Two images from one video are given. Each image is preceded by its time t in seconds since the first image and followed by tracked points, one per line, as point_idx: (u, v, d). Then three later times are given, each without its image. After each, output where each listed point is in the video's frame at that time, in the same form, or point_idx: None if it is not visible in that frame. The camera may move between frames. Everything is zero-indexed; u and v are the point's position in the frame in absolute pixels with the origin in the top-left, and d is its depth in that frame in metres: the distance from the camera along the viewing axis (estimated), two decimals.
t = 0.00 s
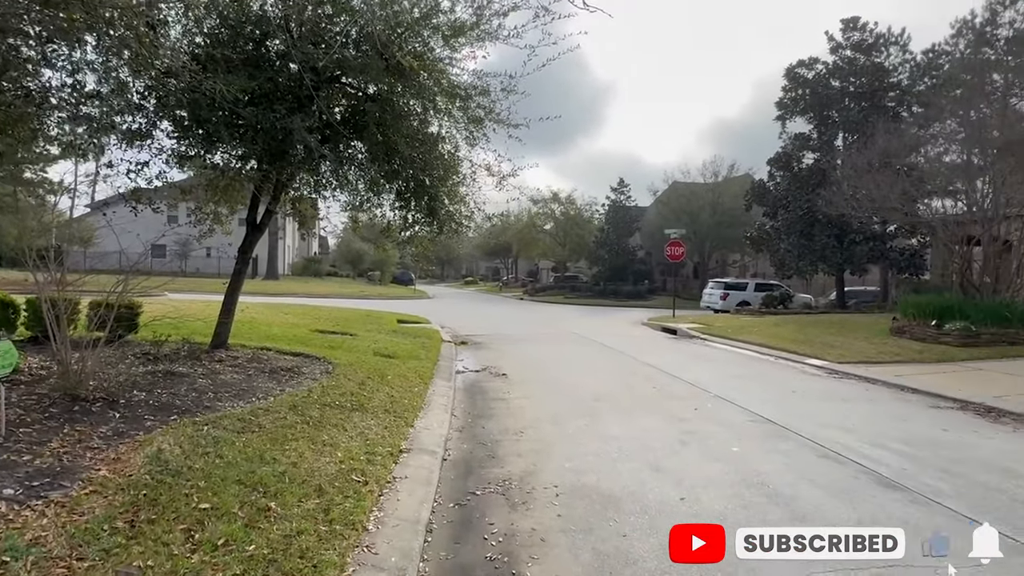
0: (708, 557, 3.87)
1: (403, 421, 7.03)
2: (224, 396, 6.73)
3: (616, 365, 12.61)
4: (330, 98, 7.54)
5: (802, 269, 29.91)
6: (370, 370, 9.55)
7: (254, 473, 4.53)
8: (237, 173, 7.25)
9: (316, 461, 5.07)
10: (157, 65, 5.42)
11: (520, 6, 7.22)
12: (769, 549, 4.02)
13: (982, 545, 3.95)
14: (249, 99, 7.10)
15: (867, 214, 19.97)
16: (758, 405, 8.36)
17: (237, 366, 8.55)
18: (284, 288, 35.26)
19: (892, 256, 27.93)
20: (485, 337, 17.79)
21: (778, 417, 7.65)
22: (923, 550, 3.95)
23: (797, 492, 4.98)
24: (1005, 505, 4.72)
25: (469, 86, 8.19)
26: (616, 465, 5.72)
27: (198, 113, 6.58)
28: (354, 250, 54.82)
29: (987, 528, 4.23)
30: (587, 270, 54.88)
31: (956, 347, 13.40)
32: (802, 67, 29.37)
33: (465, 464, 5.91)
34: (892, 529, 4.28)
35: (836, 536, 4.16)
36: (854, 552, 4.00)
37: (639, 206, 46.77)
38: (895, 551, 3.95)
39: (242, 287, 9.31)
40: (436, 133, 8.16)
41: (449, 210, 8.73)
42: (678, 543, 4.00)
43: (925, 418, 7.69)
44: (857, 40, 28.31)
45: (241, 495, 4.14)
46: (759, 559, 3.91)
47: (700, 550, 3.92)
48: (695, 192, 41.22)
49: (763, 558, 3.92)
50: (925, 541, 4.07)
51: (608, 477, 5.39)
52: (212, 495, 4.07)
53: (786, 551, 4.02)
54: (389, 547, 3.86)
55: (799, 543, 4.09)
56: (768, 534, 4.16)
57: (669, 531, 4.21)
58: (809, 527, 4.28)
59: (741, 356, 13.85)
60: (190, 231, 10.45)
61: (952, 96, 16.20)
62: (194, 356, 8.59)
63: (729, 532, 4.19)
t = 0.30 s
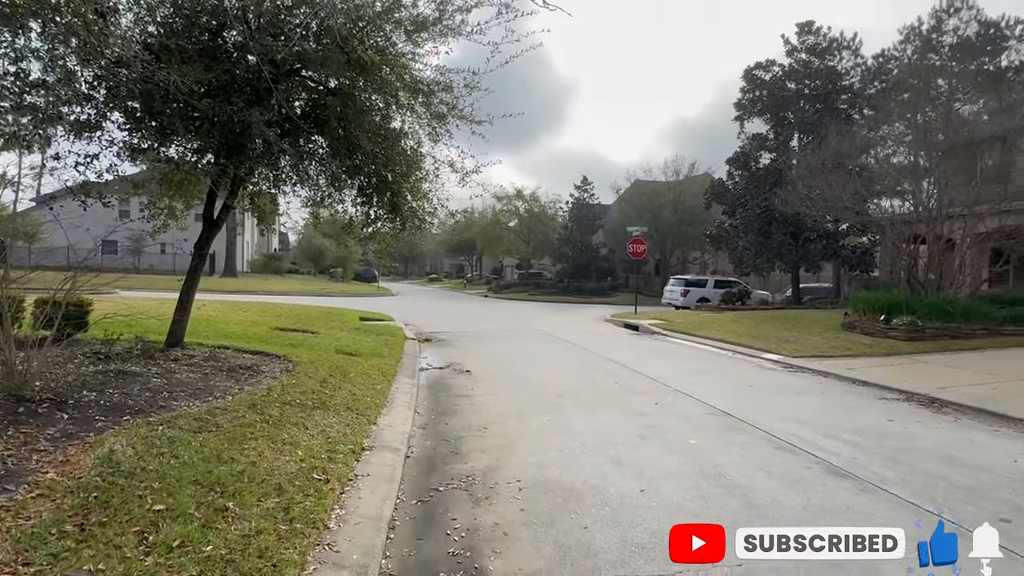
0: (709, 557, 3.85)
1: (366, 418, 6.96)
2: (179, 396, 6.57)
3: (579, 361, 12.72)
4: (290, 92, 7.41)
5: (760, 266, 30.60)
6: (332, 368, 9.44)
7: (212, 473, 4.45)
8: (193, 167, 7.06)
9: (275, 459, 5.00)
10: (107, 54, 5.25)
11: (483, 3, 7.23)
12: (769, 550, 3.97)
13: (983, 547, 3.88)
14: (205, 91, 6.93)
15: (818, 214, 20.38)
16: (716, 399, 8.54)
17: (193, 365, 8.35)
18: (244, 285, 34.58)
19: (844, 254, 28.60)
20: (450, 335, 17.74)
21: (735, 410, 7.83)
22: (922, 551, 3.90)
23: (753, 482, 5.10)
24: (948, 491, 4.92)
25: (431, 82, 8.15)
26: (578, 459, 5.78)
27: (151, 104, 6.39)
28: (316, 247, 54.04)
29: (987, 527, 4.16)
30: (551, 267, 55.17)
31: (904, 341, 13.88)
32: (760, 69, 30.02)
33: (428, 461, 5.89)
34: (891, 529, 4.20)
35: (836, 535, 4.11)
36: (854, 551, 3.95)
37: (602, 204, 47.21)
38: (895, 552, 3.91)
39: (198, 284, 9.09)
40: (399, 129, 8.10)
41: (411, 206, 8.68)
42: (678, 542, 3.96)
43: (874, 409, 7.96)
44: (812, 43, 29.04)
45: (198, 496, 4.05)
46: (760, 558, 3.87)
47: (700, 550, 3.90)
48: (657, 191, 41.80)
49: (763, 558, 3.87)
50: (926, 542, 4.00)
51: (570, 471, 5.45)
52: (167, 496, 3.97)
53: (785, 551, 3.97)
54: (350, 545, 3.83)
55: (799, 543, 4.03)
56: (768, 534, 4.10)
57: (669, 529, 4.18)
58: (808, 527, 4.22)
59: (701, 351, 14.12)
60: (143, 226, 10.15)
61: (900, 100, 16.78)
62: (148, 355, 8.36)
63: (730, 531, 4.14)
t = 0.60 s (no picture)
0: (709, 557, 3.79)
1: (329, 418, 6.87)
2: (135, 398, 6.39)
3: (545, 357, 12.78)
4: (250, 86, 7.27)
5: (722, 264, 31.17)
6: (294, 368, 9.29)
7: (168, 476, 4.35)
8: (149, 162, 6.88)
9: (236, 461, 4.91)
10: (56, 44, 5.08)
11: None
12: (769, 549, 3.91)
13: (983, 547, 3.85)
14: (160, 84, 6.75)
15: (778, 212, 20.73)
16: (678, 394, 8.67)
17: (150, 365, 8.13)
18: (203, 284, 33.81)
19: (802, 251, 29.31)
20: (415, 333, 17.65)
21: (697, 405, 7.96)
22: (922, 550, 3.86)
23: (713, 475, 5.21)
24: (898, 480, 5.10)
25: (395, 79, 8.09)
26: (542, 455, 5.81)
27: (103, 97, 6.20)
28: (279, 244, 53.12)
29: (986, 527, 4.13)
30: (517, 265, 55.29)
31: (858, 337, 14.31)
32: (722, 70, 30.50)
33: (392, 460, 5.86)
34: (891, 528, 4.17)
35: (836, 535, 4.06)
36: (855, 551, 3.90)
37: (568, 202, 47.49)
38: (896, 552, 3.86)
39: (154, 283, 8.87)
40: (363, 125, 8.01)
41: (376, 204, 8.61)
42: (678, 542, 3.91)
43: (829, 402, 8.20)
44: (771, 46, 29.65)
45: (154, 499, 3.96)
46: (760, 558, 3.81)
47: (700, 550, 3.84)
48: (622, 189, 42.22)
49: (765, 557, 3.82)
50: (925, 541, 3.98)
51: (534, 467, 5.47)
52: (121, 500, 3.88)
53: (786, 551, 3.91)
54: (313, 546, 3.79)
55: (799, 543, 3.98)
56: (768, 535, 4.05)
57: (668, 529, 4.12)
58: (808, 527, 4.17)
59: (664, 348, 14.33)
60: (96, 222, 9.85)
61: (855, 102, 17.28)
62: (101, 356, 8.12)
63: (729, 531, 4.09)
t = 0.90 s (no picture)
0: (710, 557, 3.73)
1: (298, 418, 6.78)
2: (95, 400, 6.22)
3: (515, 355, 12.78)
4: (215, 81, 7.13)
5: (690, 262, 31.54)
6: (261, 368, 9.14)
7: (131, 479, 4.25)
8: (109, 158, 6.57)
9: (202, 463, 4.82)
10: (9, 36, 4.91)
11: None
12: (769, 549, 3.84)
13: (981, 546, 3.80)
14: (120, 78, 6.58)
15: (744, 211, 21.10)
16: (648, 390, 8.76)
17: (110, 366, 7.91)
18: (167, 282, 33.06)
19: (768, 250, 29.79)
20: (386, 332, 17.52)
21: (665, 401, 8.05)
22: (923, 550, 3.81)
23: (681, 469, 5.27)
24: (858, 471, 5.23)
25: (365, 75, 8.00)
26: (513, 453, 5.81)
27: (60, 90, 6.01)
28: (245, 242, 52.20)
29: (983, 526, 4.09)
30: (489, 263, 55.23)
31: (821, 333, 14.63)
32: (690, 71, 30.86)
33: (362, 460, 5.81)
34: (891, 528, 4.12)
35: (835, 535, 4.00)
36: (855, 551, 3.84)
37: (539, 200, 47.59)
38: (897, 552, 3.80)
39: (115, 281, 8.65)
40: (331, 122, 7.90)
41: (345, 201, 8.52)
42: (678, 542, 3.85)
43: (793, 397, 8.37)
44: (738, 48, 30.10)
45: (115, 504, 3.87)
46: (761, 559, 3.74)
47: (701, 550, 3.78)
48: (593, 188, 42.46)
49: (765, 557, 3.75)
50: (926, 540, 3.92)
51: (505, 465, 5.48)
52: (80, 505, 3.77)
53: (786, 551, 3.84)
54: (281, 547, 3.73)
55: (799, 543, 3.92)
56: (767, 534, 3.98)
57: (668, 529, 4.06)
58: (807, 526, 4.11)
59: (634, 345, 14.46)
60: (54, 220, 9.56)
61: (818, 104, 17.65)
62: (58, 357, 7.88)
63: (730, 531, 4.04)
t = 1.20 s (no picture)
0: (709, 557, 3.71)
1: (271, 420, 6.69)
2: (59, 403, 6.07)
3: (491, 354, 12.76)
4: (184, 77, 7.00)
5: (665, 261, 31.81)
6: (234, 368, 9.01)
7: (97, 484, 4.16)
8: (76, 154, 6.37)
9: (172, 466, 4.73)
10: None
11: None
12: (769, 549, 3.81)
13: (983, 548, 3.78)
14: (85, 73, 6.42)
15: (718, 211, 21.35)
16: (623, 388, 8.82)
17: (77, 369, 7.72)
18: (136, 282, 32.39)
19: (741, 249, 30.16)
20: (361, 331, 17.38)
21: (640, 399, 8.11)
22: (922, 550, 3.77)
23: (655, 466, 5.31)
24: (827, 465, 5.32)
25: (338, 72, 7.91)
26: (488, 452, 5.81)
27: (21, 85, 5.84)
28: (217, 241, 51.35)
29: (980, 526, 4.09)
30: (465, 262, 55.09)
31: (792, 330, 14.87)
32: (664, 71, 31.11)
33: (337, 460, 5.76)
34: (891, 528, 4.07)
35: (834, 534, 3.96)
36: (855, 551, 3.80)
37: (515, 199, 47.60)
38: (897, 552, 3.76)
39: (81, 281, 8.45)
40: (304, 119, 7.80)
41: (319, 200, 8.42)
42: (678, 542, 3.84)
43: (764, 393, 8.50)
44: (711, 49, 30.43)
45: (81, 509, 3.78)
46: (761, 558, 3.72)
47: (700, 550, 3.77)
48: (569, 187, 42.60)
49: (765, 557, 3.73)
50: (926, 540, 3.88)
51: (480, 464, 5.47)
52: (44, 511, 3.68)
53: (786, 550, 3.81)
54: (254, 551, 3.68)
55: (798, 543, 3.88)
56: (767, 534, 3.95)
57: (668, 529, 4.05)
58: (807, 526, 4.07)
59: (609, 343, 14.55)
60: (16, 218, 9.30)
61: (789, 106, 17.86)
62: (21, 360, 7.68)
63: (730, 531, 4.02)
